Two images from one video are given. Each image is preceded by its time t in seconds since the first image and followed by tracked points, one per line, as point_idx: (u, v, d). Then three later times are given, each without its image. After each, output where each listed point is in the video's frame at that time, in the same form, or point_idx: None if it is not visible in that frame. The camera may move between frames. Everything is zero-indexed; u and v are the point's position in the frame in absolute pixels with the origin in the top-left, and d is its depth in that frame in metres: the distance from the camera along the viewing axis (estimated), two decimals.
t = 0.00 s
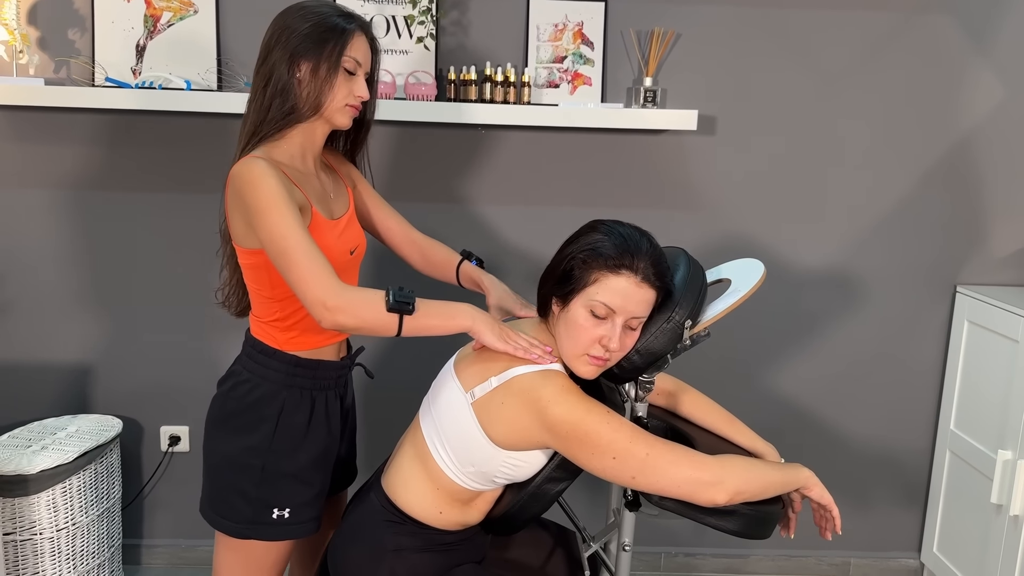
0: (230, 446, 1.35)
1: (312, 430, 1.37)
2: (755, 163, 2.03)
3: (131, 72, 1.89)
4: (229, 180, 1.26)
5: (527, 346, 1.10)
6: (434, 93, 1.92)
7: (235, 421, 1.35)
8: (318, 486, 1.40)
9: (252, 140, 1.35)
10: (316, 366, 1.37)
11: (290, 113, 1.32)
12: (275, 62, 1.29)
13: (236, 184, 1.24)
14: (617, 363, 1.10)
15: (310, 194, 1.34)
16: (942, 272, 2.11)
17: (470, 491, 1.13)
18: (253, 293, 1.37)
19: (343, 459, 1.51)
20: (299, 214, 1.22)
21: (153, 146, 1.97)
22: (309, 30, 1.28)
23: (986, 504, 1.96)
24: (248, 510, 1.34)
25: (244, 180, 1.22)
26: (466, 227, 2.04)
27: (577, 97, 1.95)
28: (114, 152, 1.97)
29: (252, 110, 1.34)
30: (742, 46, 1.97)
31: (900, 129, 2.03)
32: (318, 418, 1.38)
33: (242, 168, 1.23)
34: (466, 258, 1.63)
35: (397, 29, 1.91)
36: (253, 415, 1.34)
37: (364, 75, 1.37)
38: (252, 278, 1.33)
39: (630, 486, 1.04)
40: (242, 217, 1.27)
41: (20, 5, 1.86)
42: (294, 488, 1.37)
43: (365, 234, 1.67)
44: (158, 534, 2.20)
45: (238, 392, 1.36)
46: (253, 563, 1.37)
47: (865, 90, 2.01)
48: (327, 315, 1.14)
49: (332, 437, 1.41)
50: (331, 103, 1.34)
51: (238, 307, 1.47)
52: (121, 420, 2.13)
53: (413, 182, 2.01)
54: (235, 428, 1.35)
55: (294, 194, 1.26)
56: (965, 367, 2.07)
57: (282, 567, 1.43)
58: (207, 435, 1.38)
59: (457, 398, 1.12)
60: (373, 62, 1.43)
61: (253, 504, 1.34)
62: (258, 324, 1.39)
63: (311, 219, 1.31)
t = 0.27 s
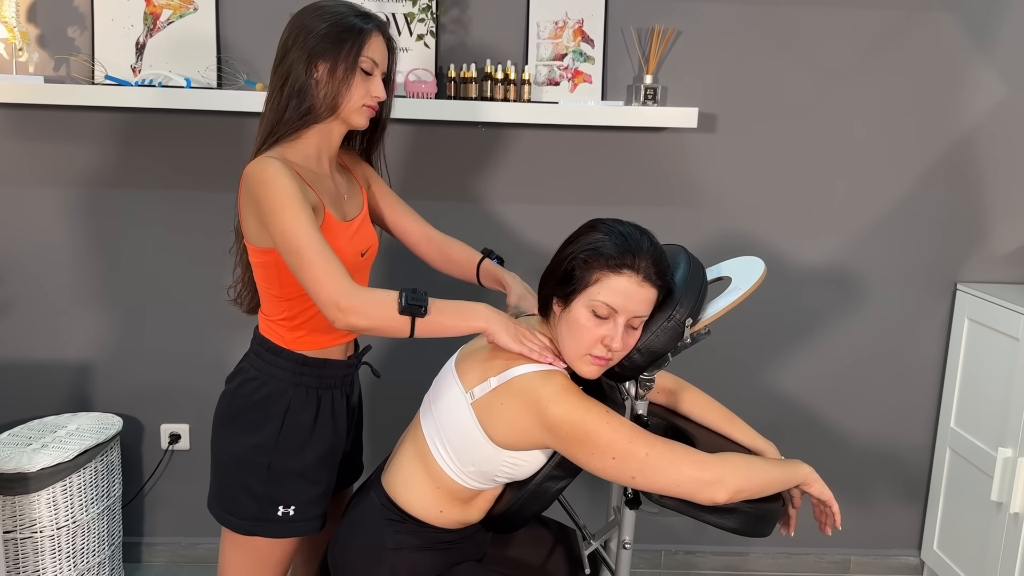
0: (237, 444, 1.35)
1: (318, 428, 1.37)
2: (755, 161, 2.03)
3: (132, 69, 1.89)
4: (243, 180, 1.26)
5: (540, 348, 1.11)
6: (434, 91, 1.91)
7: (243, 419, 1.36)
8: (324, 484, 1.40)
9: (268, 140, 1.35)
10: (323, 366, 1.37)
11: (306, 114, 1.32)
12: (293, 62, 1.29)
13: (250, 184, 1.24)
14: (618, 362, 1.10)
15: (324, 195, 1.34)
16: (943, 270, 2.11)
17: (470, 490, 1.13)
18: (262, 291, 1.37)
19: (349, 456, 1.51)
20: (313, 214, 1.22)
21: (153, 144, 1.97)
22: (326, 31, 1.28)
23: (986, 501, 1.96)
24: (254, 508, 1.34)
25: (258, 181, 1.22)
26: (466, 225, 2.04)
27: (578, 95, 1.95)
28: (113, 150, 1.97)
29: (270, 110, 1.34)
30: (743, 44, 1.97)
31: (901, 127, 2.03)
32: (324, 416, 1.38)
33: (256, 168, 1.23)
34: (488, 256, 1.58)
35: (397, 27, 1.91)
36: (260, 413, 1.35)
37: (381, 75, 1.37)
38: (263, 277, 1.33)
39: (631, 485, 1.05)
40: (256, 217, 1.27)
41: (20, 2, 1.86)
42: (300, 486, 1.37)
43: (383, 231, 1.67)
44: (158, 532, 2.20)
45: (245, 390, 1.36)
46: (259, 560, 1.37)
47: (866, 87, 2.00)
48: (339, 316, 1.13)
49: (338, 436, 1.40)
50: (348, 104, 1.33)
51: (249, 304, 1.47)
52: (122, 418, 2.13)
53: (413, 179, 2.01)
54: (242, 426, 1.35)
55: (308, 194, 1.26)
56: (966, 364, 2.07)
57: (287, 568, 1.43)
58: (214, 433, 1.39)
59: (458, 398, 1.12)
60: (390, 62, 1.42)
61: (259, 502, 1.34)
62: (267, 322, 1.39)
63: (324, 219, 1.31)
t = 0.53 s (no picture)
0: (230, 441, 1.35)
1: (312, 426, 1.37)
2: (756, 159, 2.03)
3: (131, 68, 1.88)
4: (243, 179, 1.26)
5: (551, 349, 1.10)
6: (434, 89, 1.91)
7: (236, 416, 1.35)
8: (317, 481, 1.40)
9: (269, 139, 1.35)
10: (318, 364, 1.38)
11: (307, 114, 1.32)
12: (294, 61, 1.29)
13: (251, 184, 1.25)
14: (617, 361, 1.09)
15: (324, 196, 1.34)
16: (943, 268, 2.11)
17: (471, 488, 1.13)
18: (260, 289, 1.37)
19: (342, 455, 1.52)
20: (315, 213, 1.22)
21: (152, 142, 1.96)
22: (328, 30, 1.28)
23: (986, 499, 1.96)
24: (247, 504, 1.34)
25: (258, 181, 1.22)
26: (466, 223, 2.04)
27: (578, 93, 1.95)
28: (113, 148, 1.97)
29: (272, 109, 1.34)
30: (743, 41, 1.97)
31: (901, 125, 2.03)
32: (318, 413, 1.38)
33: (258, 168, 1.23)
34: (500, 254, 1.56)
35: (396, 25, 1.90)
36: (254, 410, 1.34)
37: (383, 75, 1.36)
38: (261, 275, 1.33)
39: (630, 483, 1.04)
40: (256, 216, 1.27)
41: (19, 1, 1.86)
42: (293, 484, 1.37)
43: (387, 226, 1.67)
44: (159, 530, 2.20)
45: (239, 386, 1.36)
46: (251, 557, 1.37)
47: (866, 85, 2.00)
48: (353, 313, 1.14)
49: (332, 434, 1.40)
50: (349, 103, 1.33)
51: (247, 301, 1.47)
52: (122, 416, 2.13)
53: (413, 178, 2.01)
54: (235, 422, 1.35)
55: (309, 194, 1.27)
56: (966, 362, 2.07)
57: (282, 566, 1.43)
58: (207, 429, 1.38)
59: (458, 395, 1.12)
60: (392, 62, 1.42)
61: (252, 498, 1.34)
62: (264, 319, 1.39)
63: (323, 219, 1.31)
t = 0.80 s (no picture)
0: (213, 438, 1.34)
1: (296, 423, 1.37)
2: (755, 157, 2.03)
3: (130, 67, 1.88)
4: (228, 178, 1.26)
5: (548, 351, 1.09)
6: (434, 88, 1.90)
7: (218, 412, 1.35)
8: (300, 480, 1.39)
9: (254, 138, 1.35)
10: (301, 361, 1.37)
11: (292, 112, 1.33)
12: (279, 59, 1.29)
13: (235, 183, 1.25)
14: (618, 360, 1.09)
15: (308, 196, 1.34)
16: (943, 266, 2.11)
17: (470, 487, 1.13)
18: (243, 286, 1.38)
19: (326, 456, 1.51)
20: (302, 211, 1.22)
21: (151, 142, 1.96)
22: (313, 28, 1.28)
23: (986, 497, 1.96)
24: (231, 502, 1.33)
25: (242, 181, 1.23)
26: (466, 221, 2.04)
27: (577, 92, 1.94)
28: (112, 147, 1.96)
29: (257, 108, 1.34)
30: (742, 39, 1.96)
31: (901, 123, 2.03)
32: (301, 411, 1.38)
33: (242, 168, 1.23)
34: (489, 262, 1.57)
35: (395, 24, 1.90)
36: (237, 406, 1.34)
37: (369, 73, 1.36)
38: (245, 273, 1.34)
39: (629, 482, 1.04)
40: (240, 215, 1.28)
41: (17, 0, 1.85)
42: (277, 481, 1.36)
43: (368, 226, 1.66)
44: (159, 529, 2.21)
45: (222, 383, 1.36)
46: (237, 557, 1.36)
47: (866, 83, 2.00)
48: (348, 308, 1.14)
49: (316, 432, 1.40)
50: (334, 102, 1.33)
51: (232, 299, 1.48)
52: (121, 416, 2.13)
53: (412, 176, 2.01)
54: (218, 419, 1.34)
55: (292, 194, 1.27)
56: (966, 360, 2.07)
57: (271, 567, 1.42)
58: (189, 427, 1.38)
59: (456, 395, 1.12)
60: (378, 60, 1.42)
61: (235, 496, 1.33)
62: (247, 316, 1.40)
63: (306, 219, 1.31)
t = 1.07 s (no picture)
0: (190, 440, 1.34)
1: (274, 422, 1.37)
2: (754, 156, 2.03)
3: (129, 67, 1.88)
4: (202, 176, 1.25)
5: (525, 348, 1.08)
6: (432, 87, 1.89)
7: (195, 413, 1.35)
8: (280, 481, 1.39)
9: (226, 136, 1.34)
10: (277, 359, 1.38)
11: (266, 111, 1.31)
12: (254, 58, 1.28)
13: (207, 182, 1.24)
14: (615, 358, 1.09)
15: (280, 194, 1.33)
16: (943, 264, 2.11)
17: (468, 486, 1.13)
18: (215, 286, 1.37)
19: (304, 459, 1.51)
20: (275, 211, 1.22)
21: (151, 142, 1.96)
22: (289, 29, 1.28)
23: (986, 496, 1.96)
24: (209, 505, 1.33)
25: (216, 180, 1.22)
26: (464, 221, 2.04)
27: (576, 91, 1.94)
28: (111, 147, 1.96)
29: (229, 107, 1.33)
30: (741, 38, 1.96)
31: (901, 121, 2.02)
32: (279, 410, 1.38)
33: (215, 167, 1.23)
34: (470, 262, 1.61)
35: (394, 23, 1.90)
36: (213, 407, 1.34)
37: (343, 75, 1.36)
38: (217, 273, 1.34)
39: (627, 480, 1.04)
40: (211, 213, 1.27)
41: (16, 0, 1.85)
42: (256, 483, 1.36)
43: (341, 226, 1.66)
44: (159, 529, 2.21)
45: (198, 384, 1.36)
46: (220, 561, 1.36)
47: (865, 81, 2.00)
48: (317, 313, 1.15)
49: (294, 433, 1.40)
50: (309, 102, 1.33)
51: (201, 299, 1.47)
52: (121, 416, 2.13)
53: (412, 175, 2.01)
54: (195, 420, 1.34)
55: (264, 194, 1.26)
56: (965, 359, 2.07)
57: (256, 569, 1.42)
58: (166, 429, 1.37)
59: (450, 395, 1.12)
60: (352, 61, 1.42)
61: (214, 499, 1.33)
62: (220, 317, 1.39)
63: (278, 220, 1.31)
